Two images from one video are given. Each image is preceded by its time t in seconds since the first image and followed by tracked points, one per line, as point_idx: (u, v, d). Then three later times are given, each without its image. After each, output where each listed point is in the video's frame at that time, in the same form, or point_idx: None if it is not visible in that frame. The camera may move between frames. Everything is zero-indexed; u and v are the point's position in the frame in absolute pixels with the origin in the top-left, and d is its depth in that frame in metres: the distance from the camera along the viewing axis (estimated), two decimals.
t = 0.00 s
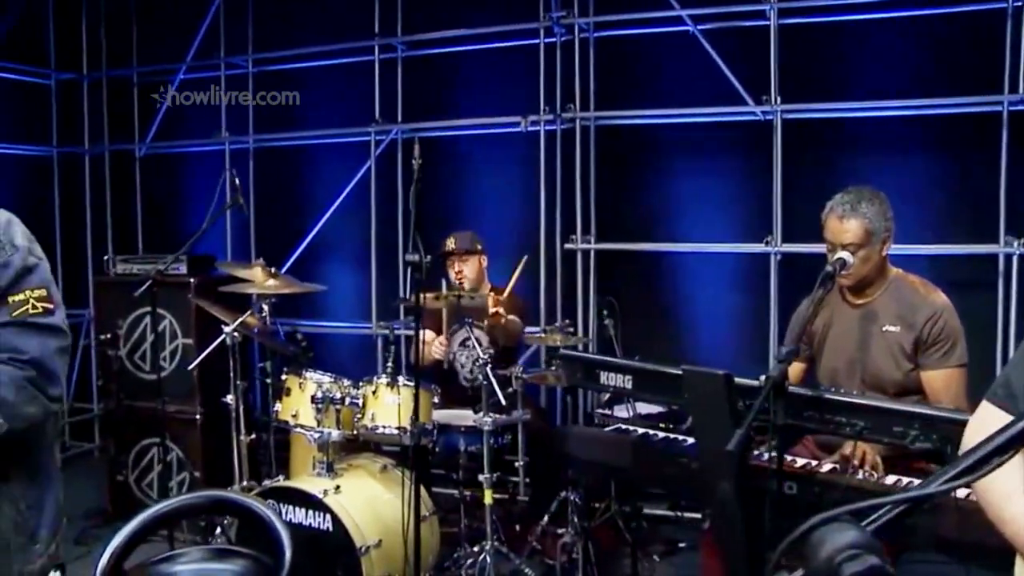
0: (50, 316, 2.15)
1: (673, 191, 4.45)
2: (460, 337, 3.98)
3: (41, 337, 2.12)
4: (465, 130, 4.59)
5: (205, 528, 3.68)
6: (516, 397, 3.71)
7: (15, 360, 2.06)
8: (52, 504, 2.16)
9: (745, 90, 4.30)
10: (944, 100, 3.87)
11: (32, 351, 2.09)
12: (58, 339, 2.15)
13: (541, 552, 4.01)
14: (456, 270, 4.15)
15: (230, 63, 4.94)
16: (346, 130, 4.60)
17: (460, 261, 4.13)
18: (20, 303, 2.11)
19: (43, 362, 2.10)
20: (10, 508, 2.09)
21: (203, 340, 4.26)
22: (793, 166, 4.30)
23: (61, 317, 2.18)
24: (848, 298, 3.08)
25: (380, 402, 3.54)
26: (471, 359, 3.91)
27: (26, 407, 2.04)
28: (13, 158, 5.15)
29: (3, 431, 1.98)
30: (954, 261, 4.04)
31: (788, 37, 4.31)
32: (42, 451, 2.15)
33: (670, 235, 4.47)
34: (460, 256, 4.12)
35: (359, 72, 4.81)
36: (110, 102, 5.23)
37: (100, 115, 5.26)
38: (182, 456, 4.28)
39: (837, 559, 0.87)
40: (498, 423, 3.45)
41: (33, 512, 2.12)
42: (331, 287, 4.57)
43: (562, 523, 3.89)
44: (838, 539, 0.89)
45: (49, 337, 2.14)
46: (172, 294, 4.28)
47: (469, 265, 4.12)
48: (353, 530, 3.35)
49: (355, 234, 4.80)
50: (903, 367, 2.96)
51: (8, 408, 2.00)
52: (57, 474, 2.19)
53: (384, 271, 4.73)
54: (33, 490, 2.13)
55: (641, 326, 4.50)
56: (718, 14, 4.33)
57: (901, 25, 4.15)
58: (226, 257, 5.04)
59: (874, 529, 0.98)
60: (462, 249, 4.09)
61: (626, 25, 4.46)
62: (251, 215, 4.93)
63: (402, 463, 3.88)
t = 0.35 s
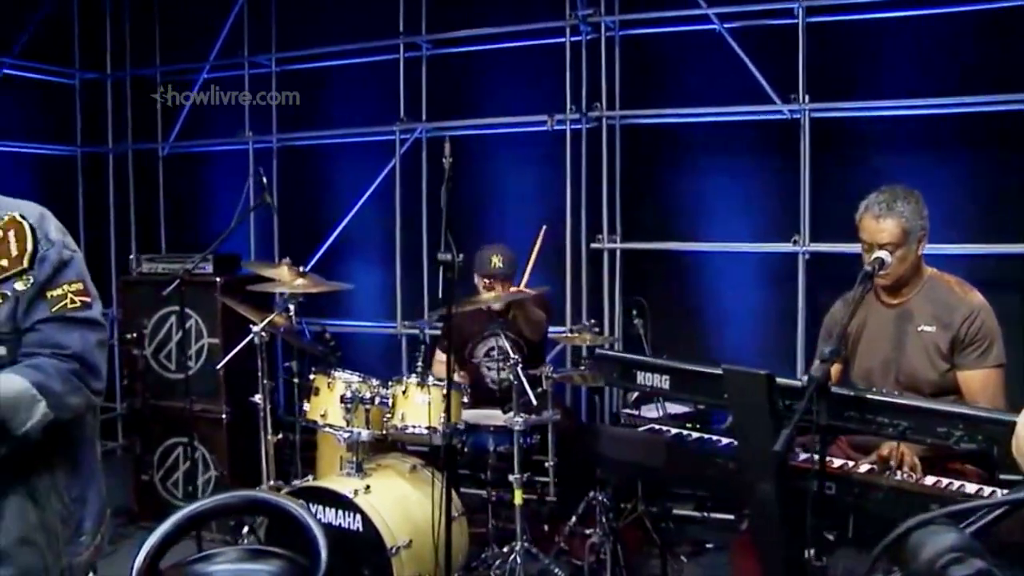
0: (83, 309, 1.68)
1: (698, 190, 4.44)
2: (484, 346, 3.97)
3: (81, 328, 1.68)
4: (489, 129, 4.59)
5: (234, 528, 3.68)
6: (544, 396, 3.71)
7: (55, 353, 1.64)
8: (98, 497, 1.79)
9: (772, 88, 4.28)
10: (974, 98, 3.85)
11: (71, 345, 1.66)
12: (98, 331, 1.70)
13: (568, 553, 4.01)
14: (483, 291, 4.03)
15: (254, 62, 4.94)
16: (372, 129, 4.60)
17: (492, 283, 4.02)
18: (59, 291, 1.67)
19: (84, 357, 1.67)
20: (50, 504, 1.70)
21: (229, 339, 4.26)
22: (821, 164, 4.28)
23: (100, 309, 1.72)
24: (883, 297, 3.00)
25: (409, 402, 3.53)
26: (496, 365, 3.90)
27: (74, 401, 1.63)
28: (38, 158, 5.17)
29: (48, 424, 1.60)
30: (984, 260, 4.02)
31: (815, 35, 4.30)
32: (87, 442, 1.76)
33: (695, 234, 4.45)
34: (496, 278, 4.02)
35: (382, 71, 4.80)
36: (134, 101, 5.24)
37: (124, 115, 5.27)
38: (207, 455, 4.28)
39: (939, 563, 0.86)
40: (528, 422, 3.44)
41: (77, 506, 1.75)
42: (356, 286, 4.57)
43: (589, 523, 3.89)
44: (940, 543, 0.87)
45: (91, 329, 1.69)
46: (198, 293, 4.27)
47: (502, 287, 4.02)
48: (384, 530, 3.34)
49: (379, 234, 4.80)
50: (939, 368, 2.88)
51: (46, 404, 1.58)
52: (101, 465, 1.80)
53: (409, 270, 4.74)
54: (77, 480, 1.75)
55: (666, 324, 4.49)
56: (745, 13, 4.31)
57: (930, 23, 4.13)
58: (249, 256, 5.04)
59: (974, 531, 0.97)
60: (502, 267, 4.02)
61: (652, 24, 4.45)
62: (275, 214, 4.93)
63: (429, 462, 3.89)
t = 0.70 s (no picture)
0: (124, 298, 1.68)
1: (726, 189, 4.42)
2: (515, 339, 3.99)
3: (120, 317, 1.69)
4: (516, 127, 4.58)
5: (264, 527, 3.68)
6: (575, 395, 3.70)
7: (101, 339, 1.64)
8: (135, 492, 1.78)
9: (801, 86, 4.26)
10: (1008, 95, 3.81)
11: (115, 332, 1.66)
12: (139, 319, 1.71)
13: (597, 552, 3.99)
14: (518, 278, 4.03)
15: (279, 60, 4.94)
16: (398, 127, 4.59)
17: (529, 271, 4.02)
18: (99, 280, 1.64)
19: (128, 343, 1.68)
20: (91, 496, 1.70)
21: (257, 338, 4.26)
22: (851, 162, 4.26)
23: (136, 297, 1.72)
24: (924, 296, 2.93)
25: (441, 400, 3.52)
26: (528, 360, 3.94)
27: (121, 382, 1.66)
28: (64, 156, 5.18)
29: (97, 401, 1.63)
30: (1017, 259, 3.98)
31: (845, 33, 4.27)
32: (124, 434, 1.75)
33: (724, 233, 4.43)
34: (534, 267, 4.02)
35: (408, 69, 4.79)
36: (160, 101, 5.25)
37: (150, 114, 5.28)
38: (235, 454, 4.28)
39: None
40: (561, 421, 3.43)
41: (115, 500, 1.74)
42: (383, 284, 4.56)
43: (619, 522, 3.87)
44: None
45: (131, 317, 1.70)
46: (225, 292, 4.27)
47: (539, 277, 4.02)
48: (417, 529, 3.33)
49: (404, 233, 4.79)
50: (980, 368, 2.81)
51: (97, 379, 1.62)
52: (136, 457, 1.79)
53: (434, 268, 4.72)
54: (114, 474, 1.74)
55: (695, 323, 4.47)
56: (775, 10, 4.29)
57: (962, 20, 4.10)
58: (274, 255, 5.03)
59: None
60: (541, 260, 4.02)
61: (680, 21, 4.43)
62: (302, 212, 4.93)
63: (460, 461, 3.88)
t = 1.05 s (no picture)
0: (154, 287, 1.63)
1: (747, 186, 4.40)
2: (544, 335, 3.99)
3: (149, 306, 1.64)
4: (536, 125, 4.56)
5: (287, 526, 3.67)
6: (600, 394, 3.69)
7: (132, 328, 1.60)
8: (162, 486, 1.74)
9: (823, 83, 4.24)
10: None
11: (146, 321, 1.62)
12: (168, 309, 1.66)
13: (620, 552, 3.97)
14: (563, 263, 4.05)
15: (298, 58, 4.93)
16: (418, 125, 4.58)
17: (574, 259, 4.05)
18: (131, 270, 1.53)
19: (159, 333, 1.64)
20: (121, 489, 1.66)
21: (278, 337, 4.25)
22: (873, 160, 4.23)
23: (165, 286, 1.67)
24: (960, 294, 2.91)
25: (467, 399, 3.51)
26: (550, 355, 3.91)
27: (152, 371, 1.61)
28: (82, 154, 5.18)
29: (129, 392, 1.59)
30: None
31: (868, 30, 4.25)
32: (152, 426, 1.72)
33: (745, 231, 4.42)
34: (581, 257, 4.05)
35: (427, 67, 4.78)
36: (179, 100, 5.24)
37: (168, 112, 5.28)
38: (255, 452, 4.27)
39: None
40: (587, 420, 3.42)
41: (144, 492, 1.70)
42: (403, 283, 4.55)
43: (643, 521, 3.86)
44: None
45: (161, 307, 1.65)
46: (246, 290, 4.26)
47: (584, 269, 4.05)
48: (443, 528, 3.32)
49: (423, 231, 4.78)
50: (1017, 366, 2.78)
51: (130, 368, 1.58)
52: (165, 451, 1.76)
53: (454, 266, 4.71)
54: (143, 467, 1.70)
55: (716, 322, 4.46)
56: (797, 8, 4.27)
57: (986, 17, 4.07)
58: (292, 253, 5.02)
59: None
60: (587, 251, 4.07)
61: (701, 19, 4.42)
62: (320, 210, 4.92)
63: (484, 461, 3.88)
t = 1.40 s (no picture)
0: (168, 295, 1.59)
1: (750, 186, 4.40)
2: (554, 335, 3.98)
3: (163, 314, 1.60)
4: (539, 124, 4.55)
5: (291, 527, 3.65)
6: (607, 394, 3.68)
7: (144, 337, 1.56)
8: (171, 498, 1.69)
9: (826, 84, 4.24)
10: None
11: (159, 329, 1.58)
12: (182, 316, 1.62)
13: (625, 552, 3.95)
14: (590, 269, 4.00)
15: (298, 57, 4.91)
16: (419, 124, 4.56)
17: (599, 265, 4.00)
18: (142, 276, 1.46)
19: (172, 341, 1.60)
20: (129, 501, 1.60)
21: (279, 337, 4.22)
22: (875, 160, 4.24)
23: (179, 294, 1.63)
24: (977, 293, 2.89)
25: (473, 399, 3.49)
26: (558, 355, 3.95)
27: (165, 382, 1.58)
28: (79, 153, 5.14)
29: (141, 403, 1.55)
30: None
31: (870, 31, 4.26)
32: (159, 437, 1.67)
33: (748, 231, 4.41)
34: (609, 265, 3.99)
35: (428, 66, 4.76)
36: (178, 99, 5.21)
37: (166, 111, 5.24)
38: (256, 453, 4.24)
39: None
40: (594, 420, 3.41)
41: (153, 505, 1.65)
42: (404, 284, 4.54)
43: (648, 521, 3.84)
44: None
45: (175, 314, 1.61)
46: (247, 290, 4.23)
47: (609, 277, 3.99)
48: (450, 529, 3.29)
49: (423, 230, 4.76)
50: None
51: (141, 379, 1.54)
52: (174, 461, 1.71)
53: (455, 265, 4.69)
54: (154, 476, 1.65)
55: (719, 321, 4.45)
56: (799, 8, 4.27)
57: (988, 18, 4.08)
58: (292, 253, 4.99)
59: None
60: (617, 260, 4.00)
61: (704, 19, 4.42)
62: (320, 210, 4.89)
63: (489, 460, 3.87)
